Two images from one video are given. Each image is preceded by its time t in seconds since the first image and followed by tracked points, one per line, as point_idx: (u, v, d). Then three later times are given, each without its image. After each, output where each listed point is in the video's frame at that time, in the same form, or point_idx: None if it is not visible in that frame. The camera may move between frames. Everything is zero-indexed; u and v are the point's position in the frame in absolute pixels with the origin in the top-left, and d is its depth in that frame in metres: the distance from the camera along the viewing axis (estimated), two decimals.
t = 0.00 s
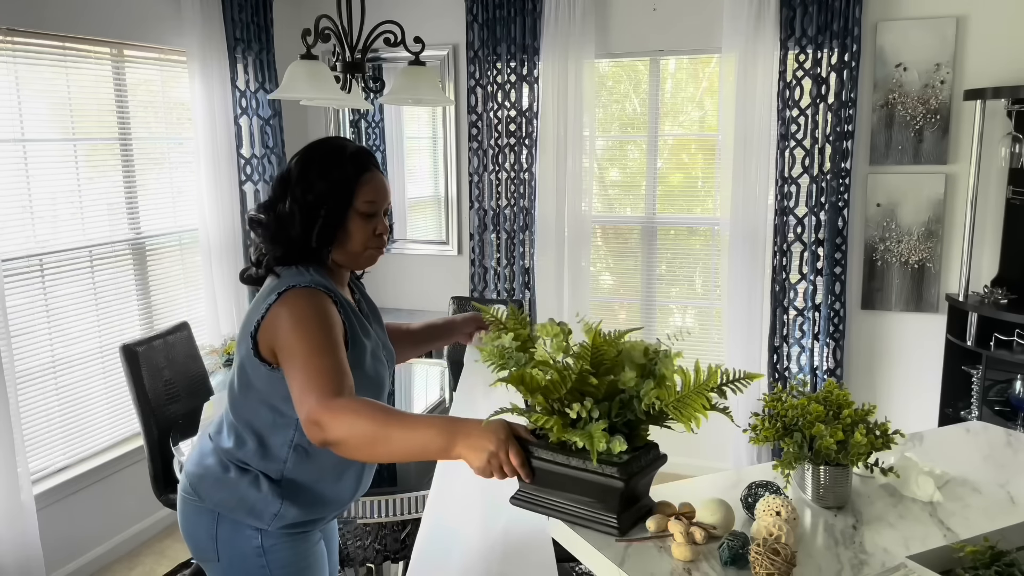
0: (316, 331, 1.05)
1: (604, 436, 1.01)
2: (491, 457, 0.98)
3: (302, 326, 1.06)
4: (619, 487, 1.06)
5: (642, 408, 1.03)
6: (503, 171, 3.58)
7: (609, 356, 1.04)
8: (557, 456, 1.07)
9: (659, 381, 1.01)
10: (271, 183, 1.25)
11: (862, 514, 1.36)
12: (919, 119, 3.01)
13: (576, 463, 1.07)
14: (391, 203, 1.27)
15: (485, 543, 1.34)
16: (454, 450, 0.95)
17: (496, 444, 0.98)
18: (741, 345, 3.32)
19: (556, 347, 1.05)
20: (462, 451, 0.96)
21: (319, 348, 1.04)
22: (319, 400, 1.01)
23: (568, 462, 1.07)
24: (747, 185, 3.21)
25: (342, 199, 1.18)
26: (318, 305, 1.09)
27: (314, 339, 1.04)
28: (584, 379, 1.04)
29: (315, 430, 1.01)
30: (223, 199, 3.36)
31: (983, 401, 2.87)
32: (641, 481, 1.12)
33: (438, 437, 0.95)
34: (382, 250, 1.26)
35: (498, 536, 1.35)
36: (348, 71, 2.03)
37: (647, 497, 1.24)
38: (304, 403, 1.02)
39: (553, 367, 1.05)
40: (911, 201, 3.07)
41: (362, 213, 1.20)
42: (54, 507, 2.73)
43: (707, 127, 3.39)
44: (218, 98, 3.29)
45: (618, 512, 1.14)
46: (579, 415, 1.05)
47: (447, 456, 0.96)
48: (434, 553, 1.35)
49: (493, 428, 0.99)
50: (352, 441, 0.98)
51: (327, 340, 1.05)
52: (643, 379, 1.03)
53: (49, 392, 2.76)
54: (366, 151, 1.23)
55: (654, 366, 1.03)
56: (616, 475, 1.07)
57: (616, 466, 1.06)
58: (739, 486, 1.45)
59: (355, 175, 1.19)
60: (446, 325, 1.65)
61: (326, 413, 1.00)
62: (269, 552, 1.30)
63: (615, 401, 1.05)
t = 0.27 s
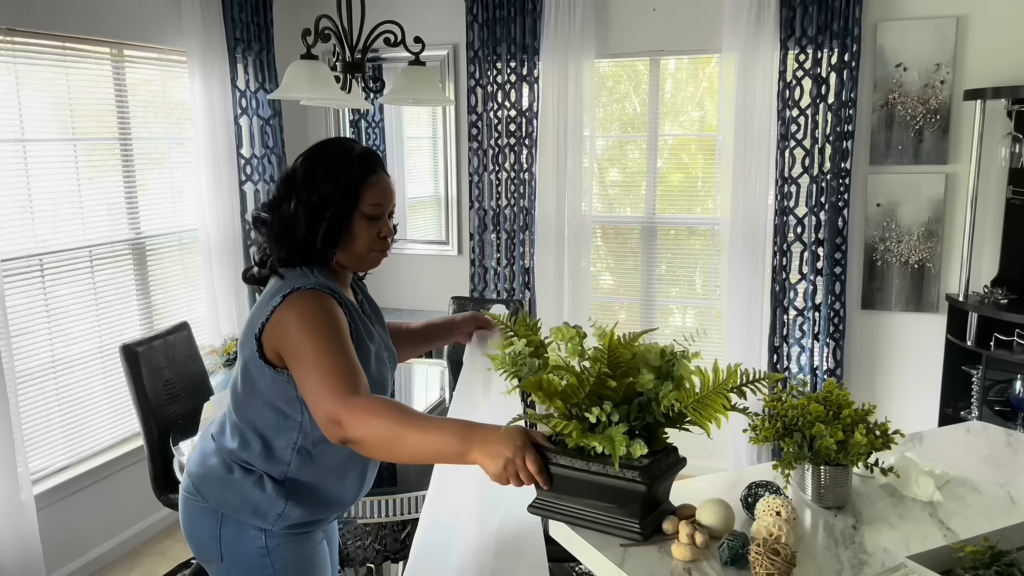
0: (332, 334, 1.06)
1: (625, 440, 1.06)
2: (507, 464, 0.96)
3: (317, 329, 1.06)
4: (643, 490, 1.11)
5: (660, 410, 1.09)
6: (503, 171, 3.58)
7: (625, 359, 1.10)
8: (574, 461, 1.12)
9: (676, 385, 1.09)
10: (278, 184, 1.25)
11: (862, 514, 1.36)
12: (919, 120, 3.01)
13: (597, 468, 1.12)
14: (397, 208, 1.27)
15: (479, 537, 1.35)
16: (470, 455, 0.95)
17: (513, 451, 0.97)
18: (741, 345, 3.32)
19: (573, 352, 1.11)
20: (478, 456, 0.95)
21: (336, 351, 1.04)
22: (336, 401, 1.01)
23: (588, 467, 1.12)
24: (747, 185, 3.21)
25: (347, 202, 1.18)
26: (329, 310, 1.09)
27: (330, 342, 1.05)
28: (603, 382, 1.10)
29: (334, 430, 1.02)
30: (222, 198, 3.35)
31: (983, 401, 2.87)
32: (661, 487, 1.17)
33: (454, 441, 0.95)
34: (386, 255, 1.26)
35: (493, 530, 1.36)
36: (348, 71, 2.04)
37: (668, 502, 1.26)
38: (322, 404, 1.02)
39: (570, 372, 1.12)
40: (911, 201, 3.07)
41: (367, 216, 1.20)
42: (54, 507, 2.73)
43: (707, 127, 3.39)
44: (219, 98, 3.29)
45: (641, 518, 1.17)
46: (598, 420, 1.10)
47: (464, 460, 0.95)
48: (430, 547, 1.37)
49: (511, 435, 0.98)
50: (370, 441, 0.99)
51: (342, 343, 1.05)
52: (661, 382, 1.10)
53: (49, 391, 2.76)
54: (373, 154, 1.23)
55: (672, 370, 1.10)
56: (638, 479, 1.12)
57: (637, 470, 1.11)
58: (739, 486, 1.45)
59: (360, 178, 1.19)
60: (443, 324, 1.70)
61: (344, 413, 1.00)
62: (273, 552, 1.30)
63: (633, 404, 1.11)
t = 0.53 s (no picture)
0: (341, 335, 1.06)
1: (636, 440, 1.11)
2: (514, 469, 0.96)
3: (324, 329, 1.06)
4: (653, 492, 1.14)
5: (671, 411, 1.17)
6: (503, 171, 3.58)
7: (635, 359, 1.17)
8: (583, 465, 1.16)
9: (686, 386, 1.17)
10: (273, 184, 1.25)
11: (862, 514, 1.36)
12: (919, 120, 3.01)
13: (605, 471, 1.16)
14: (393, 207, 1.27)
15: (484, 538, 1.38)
16: (476, 457, 0.95)
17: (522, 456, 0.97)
18: (741, 345, 3.32)
19: (587, 354, 1.18)
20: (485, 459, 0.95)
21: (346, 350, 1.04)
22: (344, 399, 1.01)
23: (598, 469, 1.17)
24: (747, 185, 3.21)
25: (343, 204, 1.18)
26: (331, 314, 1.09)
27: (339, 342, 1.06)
28: (615, 382, 1.18)
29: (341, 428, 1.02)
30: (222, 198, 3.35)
31: (983, 401, 2.87)
32: (671, 489, 1.20)
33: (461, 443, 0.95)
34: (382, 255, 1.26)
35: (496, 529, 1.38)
36: (348, 71, 2.03)
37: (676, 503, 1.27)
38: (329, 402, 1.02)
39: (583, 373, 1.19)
40: (911, 201, 3.07)
41: (364, 218, 1.21)
42: (55, 507, 2.73)
43: (707, 127, 3.39)
44: (218, 98, 3.29)
45: (651, 520, 1.19)
46: (612, 420, 1.17)
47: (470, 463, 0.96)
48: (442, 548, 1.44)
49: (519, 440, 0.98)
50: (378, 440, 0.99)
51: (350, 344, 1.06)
52: (671, 383, 1.18)
53: (49, 391, 2.76)
54: (371, 155, 1.23)
55: (682, 369, 1.18)
56: (649, 481, 1.15)
57: (648, 471, 1.15)
58: (739, 486, 1.45)
59: (356, 180, 1.19)
60: (444, 325, 1.70)
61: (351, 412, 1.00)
62: (272, 552, 1.30)
63: (643, 405, 1.19)
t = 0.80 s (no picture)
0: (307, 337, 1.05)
1: (636, 441, 1.12)
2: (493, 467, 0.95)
3: (288, 339, 1.05)
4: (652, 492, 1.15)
5: (670, 412, 1.18)
6: (503, 171, 3.58)
7: (636, 359, 1.17)
8: (586, 465, 1.19)
9: (686, 387, 1.17)
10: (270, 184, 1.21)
11: (862, 514, 1.36)
12: (919, 120, 3.01)
13: (604, 470, 1.18)
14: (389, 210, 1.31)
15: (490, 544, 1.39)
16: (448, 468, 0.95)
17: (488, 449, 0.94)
18: (741, 345, 3.32)
19: (586, 354, 1.18)
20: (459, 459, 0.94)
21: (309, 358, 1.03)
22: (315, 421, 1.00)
23: (598, 468, 1.19)
24: (747, 185, 3.21)
25: (358, 210, 1.21)
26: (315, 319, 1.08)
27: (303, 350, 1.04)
28: (616, 383, 1.18)
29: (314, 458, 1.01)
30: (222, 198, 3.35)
31: (983, 401, 2.87)
32: (672, 489, 1.20)
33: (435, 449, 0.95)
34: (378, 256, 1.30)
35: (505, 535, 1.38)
36: (348, 71, 2.03)
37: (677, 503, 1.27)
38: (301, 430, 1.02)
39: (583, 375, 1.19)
40: (911, 201, 3.07)
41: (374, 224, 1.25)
42: (54, 507, 2.73)
43: (707, 127, 3.39)
44: (219, 98, 3.29)
45: (651, 520, 1.19)
46: (613, 421, 1.17)
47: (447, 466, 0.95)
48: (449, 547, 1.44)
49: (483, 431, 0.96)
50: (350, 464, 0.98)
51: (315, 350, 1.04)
52: (671, 383, 1.18)
53: (49, 391, 2.76)
54: (374, 158, 1.25)
55: (681, 369, 1.19)
56: (648, 481, 1.15)
57: (648, 471, 1.16)
58: (739, 486, 1.45)
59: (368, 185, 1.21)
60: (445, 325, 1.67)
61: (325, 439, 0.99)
62: (269, 551, 1.30)
63: (643, 405, 1.20)
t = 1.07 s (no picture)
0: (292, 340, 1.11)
1: (636, 441, 1.12)
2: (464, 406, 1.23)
3: (276, 348, 1.11)
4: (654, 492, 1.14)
5: (670, 411, 1.18)
6: (503, 171, 3.58)
7: (635, 359, 1.18)
8: (586, 465, 1.20)
9: (686, 387, 1.17)
10: (267, 191, 1.21)
11: (862, 514, 1.36)
12: (919, 120, 3.01)
13: (604, 470, 1.18)
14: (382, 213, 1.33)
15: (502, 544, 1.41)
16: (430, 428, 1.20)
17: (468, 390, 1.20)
18: (741, 345, 3.32)
19: (586, 353, 1.18)
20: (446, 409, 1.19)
21: (299, 363, 1.11)
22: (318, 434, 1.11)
23: (598, 468, 1.19)
24: (747, 185, 3.21)
25: (359, 214, 1.22)
26: (302, 320, 1.13)
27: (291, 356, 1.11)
28: (616, 382, 1.18)
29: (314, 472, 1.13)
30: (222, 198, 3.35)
31: (983, 401, 2.87)
32: (671, 490, 1.20)
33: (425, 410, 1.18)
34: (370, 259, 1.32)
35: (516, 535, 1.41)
36: (348, 71, 2.03)
37: (676, 503, 1.27)
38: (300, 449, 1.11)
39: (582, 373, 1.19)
40: (911, 201, 3.07)
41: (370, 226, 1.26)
42: (54, 508, 2.73)
43: (707, 127, 3.39)
44: (219, 98, 3.29)
45: (651, 520, 1.19)
46: (611, 419, 1.18)
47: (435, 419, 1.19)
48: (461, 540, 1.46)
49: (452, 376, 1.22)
50: (356, 460, 1.13)
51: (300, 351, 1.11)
52: (671, 383, 1.18)
53: (49, 391, 2.76)
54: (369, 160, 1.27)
55: (681, 370, 1.19)
56: (648, 481, 1.15)
57: (648, 471, 1.16)
58: (739, 486, 1.45)
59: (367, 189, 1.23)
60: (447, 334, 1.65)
61: (327, 452, 1.11)
62: (261, 550, 1.30)
63: (643, 405, 1.20)
